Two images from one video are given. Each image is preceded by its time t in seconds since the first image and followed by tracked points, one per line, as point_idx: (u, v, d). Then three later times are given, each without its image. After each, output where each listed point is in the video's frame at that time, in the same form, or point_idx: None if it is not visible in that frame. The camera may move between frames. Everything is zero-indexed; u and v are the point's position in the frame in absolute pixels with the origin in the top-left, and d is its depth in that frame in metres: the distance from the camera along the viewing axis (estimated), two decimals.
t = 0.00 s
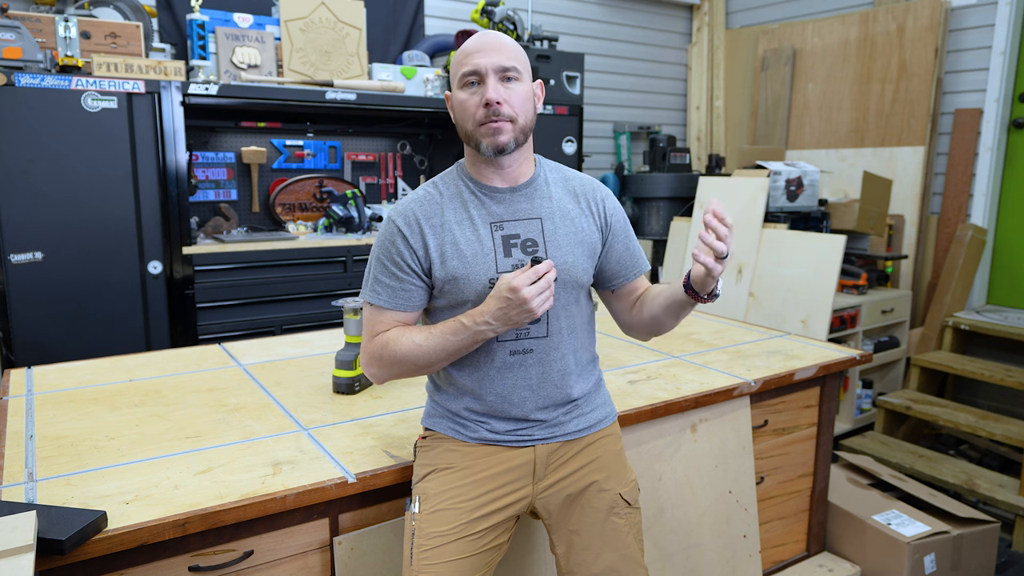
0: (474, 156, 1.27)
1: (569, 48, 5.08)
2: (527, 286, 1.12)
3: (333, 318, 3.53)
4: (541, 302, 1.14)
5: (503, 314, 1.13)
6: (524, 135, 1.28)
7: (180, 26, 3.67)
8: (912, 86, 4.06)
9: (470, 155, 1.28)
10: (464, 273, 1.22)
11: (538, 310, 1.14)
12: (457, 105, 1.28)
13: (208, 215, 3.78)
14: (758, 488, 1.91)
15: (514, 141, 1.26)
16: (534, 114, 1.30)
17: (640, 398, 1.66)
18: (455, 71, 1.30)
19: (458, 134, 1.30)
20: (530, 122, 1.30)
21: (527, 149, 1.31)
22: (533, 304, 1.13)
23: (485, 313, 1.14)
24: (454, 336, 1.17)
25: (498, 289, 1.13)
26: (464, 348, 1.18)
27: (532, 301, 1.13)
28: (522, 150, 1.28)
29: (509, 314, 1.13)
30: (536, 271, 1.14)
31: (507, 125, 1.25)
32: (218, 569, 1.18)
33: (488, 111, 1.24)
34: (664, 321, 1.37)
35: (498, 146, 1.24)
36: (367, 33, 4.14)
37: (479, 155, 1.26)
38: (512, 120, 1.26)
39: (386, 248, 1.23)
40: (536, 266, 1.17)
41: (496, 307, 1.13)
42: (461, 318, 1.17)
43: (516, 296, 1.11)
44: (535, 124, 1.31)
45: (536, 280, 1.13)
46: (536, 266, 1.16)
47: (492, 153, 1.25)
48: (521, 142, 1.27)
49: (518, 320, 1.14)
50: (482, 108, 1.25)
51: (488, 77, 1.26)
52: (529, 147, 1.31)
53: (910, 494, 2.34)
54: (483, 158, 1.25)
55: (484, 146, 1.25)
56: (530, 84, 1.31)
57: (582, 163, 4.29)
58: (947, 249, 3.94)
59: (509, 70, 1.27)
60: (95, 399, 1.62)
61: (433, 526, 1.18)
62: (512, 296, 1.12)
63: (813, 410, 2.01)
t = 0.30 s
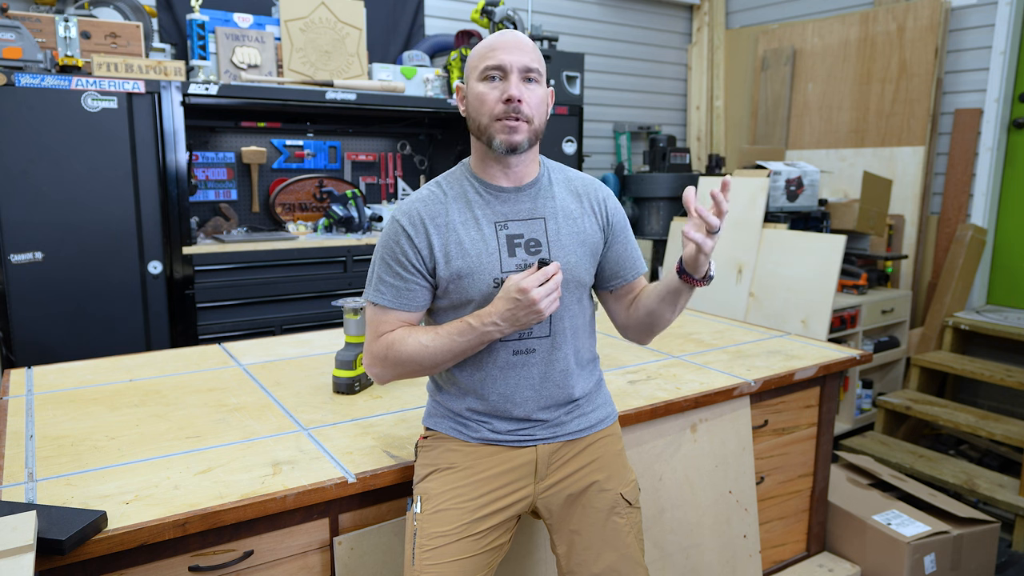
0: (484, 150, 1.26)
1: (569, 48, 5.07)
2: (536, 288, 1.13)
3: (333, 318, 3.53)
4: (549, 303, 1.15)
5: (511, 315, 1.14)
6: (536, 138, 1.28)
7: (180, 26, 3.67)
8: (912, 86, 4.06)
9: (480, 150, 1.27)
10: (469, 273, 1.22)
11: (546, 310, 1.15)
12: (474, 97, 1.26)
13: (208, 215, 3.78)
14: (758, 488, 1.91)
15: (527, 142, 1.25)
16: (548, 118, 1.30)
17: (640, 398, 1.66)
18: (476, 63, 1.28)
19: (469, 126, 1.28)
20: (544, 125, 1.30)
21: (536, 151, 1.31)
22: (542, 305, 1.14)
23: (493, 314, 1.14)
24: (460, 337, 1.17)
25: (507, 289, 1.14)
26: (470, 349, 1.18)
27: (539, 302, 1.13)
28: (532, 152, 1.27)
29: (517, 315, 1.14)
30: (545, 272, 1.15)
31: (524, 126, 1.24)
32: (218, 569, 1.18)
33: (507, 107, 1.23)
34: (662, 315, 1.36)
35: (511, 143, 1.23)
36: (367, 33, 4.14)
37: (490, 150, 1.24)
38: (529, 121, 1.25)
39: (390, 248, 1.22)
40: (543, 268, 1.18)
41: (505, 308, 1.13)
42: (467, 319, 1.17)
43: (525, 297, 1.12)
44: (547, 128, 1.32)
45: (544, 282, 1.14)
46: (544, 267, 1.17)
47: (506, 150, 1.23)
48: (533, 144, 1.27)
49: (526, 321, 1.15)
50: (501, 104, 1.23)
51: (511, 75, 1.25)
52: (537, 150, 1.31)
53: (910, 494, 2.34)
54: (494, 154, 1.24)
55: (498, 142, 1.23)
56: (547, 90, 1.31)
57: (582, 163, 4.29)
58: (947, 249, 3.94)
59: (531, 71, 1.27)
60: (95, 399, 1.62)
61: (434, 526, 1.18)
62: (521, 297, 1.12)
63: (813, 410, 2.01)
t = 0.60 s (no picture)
0: (510, 149, 1.24)
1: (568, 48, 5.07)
2: (539, 283, 1.13)
3: (333, 318, 3.53)
4: (550, 297, 1.15)
5: (513, 310, 1.14)
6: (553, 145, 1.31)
7: (180, 26, 3.67)
8: (912, 86, 4.06)
9: (503, 148, 1.25)
10: (472, 268, 1.22)
11: (548, 304, 1.15)
12: (506, 93, 1.23)
13: (208, 215, 3.78)
14: (758, 488, 1.91)
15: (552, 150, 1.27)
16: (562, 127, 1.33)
17: (640, 398, 1.66)
18: (509, 57, 1.25)
19: (493, 121, 1.25)
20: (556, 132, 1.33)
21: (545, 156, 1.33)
22: (544, 300, 1.14)
23: (495, 308, 1.14)
24: (462, 332, 1.16)
25: (509, 284, 1.14)
26: (471, 344, 1.18)
27: (541, 297, 1.14)
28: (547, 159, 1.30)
29: (519, 310, 1.14)
30: (547, 268, 1.15)
31: (553, 134, 1.26)
32: (218, 569, 1.18)
33: (543, 115, 1.24)
34: (692, 286, 1.36)
35: (542, 151, 1.25)
36: (367, 33, 4.14)
37: (519, 152, 1.24)
38: (555, 130, 1.27)
39: (392, 241, 1.22)
40: (545, 262, 1.18)
41: (507, 302, 1.13)
42: (470, 313, 1.17)
43: (528, 292, 1.12)
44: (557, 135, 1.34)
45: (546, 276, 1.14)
46: (546, 262, 1.16)
47: (535, 156, 1.25)
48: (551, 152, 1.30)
49: (528, 316, 1.15)
50: (537, 110, 1.24)
51: (546, 80, 1.25)
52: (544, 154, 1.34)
53: (910, 494, 2.34)
54: (521, 159, 1.25)
55: (530, 147, 1.24)
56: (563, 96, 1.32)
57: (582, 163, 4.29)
58: (947, 249, 3.94)
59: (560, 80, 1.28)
60: (95, 399, 1.62)
61: (435, 526, 1.18)
62: (523, 292, 1.12)
63: (813, 410, 2.01)
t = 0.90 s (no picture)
0: (524, 146, 1.24)
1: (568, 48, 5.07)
2: (547, 289, 1.13)
3: (333, 318, 3.53)
4: (557, 302, 1.15)
5: (519, 315, 1.14)
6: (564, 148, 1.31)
7: (180, 27, 3.67)
8: (912, 86, 4.06)
9: (517, 145, 1.25)
10: (475, 271, 1.22)
11: (554, 310, 1.15)
12: (527, 91, 1.24)
13: (208, 215, 3.78)
14: (758, 488, 1.91)
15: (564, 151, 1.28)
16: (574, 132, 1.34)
17: (640, 398, 1.66)
18: (531, 57, 1.25)
19: (510, 117, 1.25)
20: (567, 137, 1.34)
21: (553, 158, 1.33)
22: (550, 306, 1.14)
23: (500, 313, 1.14)
24: (466, 335, 1.17)
25: (516, 290, 1.13)
26: (474, 347, 1.18)
27: (549, 303, 1.13)
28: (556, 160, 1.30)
29: (524, 316, 1.14)
30: (555, 274, 1.14)
31: (567, 135, 1.27)
32: (218, 569, 1.18)
33: (560, 116, 1.25)
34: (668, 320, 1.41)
35: (554, 151, 1.25)
36: (367, 33, 4.14)
37: (533, 149, 1.24)
38: (569, 132, 1.28)
39: (396, 241, 1.22)
40: (552, 268, 1.18)
41: (513, 308, 1.13)
42: (474, 317, 1.17)
43: (535, 298, 1.12)
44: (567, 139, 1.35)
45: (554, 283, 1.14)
46: (554, 268, 1.16)
47: (548, 156, 1.25)
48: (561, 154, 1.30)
49: (534, 321, 1.15)
50: (555, 110, 1.24)
51: (565, 84, 1.26)
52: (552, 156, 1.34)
53: (910, 494, 2.34)
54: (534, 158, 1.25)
55: (544, 146, 1.24)
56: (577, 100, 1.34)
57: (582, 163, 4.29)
58: (947, 249, 3.94)
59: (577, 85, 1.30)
60: (95, 399, 1.62)
61: (436, 526, 1.18)
62: (531, 298, 1.12)
63: (813, 411, 2.01)
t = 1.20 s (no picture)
0: (522, 141, 1.25)
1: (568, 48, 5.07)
2: (553, 293, 1.14)
3: (333, 318, 3.53)
4: (563, 306, 1.16)
5: (525, 318, 1.15)
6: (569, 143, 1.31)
7: (180, 26, 3.67)
8: (912, 86, 4.06)
9: (516, 140, 1.26)
10: (481, 270, 1.22)
11: (559, 314, 1.16)
12: (523, 87, 1.25)
13: (208, 215, 3.78)
14: (758, 488, 1.91)
15: (564, 146, 1.27)
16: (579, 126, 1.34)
17: (640, 398, 1.66)
18: (529, 54, 1.27)
19: (508, 114, 1.26)
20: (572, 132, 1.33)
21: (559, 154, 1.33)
22: (556, 310, 1.15)
23: (506, 315, 1.15)
24: (471, 334, 1.17)
25: (522, 292, 1.14)
26: (478, 347, 1.18)
27: (555, 307, 1.14)
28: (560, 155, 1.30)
29: (530, 318, 1.15)
30: (562, 277, 1.16)
31: (566, 130, 1.27)
32: (218, 569, 1.18)
33: (556, 108, 1.25)
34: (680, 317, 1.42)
35: (553, 143, 1.25)
36: (367, 33, 4.14)
37: (530, 143, 1.24)
38: (569, 126, 1.28)
39: (403, 238, 1.22)
40: (558, 272, 1.19)
41: (519, 310, 1.14)
42: (479, 317, 1.17)
43: (542, 301, 1.13)
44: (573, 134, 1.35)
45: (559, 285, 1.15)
46: (560, 272, 1.17)
47: (546, 148, 1.25)
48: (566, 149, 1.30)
49: (539, 325, 1.16)
50: (551, 102, 1.25)
51: (564, 77, 1.27)
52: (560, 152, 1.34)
53: (910, 494, 2.34)
54: (532, 152, 1.25)
55: (541, 139, 1.24)
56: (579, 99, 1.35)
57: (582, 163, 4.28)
58: (947, 249, 3.94)
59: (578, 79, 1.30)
60: (95, 398, 1.62)
61: (437, 526, 1.18)
62: (537, 301, 1.13)
63: (813, 410, 2.01)
